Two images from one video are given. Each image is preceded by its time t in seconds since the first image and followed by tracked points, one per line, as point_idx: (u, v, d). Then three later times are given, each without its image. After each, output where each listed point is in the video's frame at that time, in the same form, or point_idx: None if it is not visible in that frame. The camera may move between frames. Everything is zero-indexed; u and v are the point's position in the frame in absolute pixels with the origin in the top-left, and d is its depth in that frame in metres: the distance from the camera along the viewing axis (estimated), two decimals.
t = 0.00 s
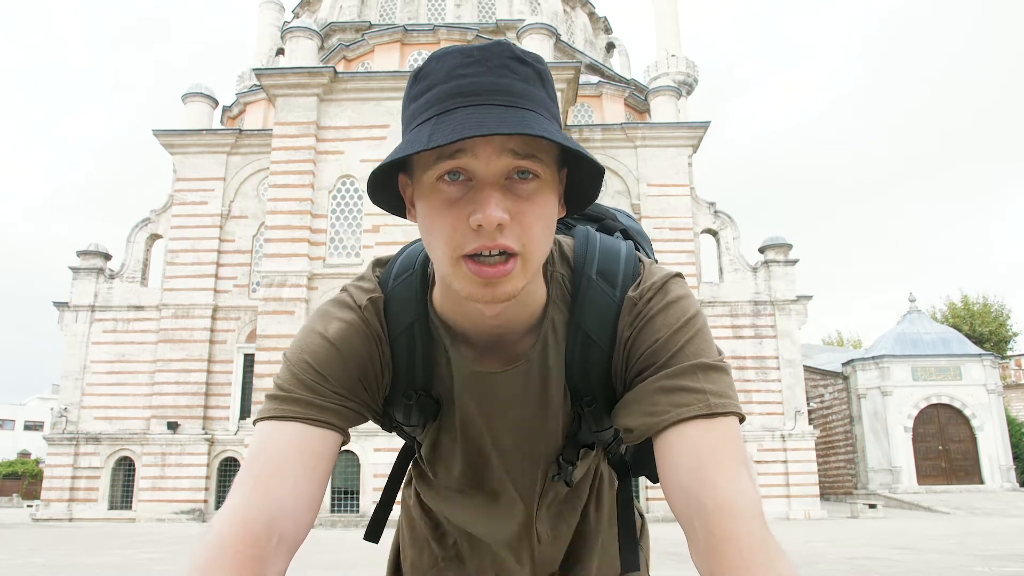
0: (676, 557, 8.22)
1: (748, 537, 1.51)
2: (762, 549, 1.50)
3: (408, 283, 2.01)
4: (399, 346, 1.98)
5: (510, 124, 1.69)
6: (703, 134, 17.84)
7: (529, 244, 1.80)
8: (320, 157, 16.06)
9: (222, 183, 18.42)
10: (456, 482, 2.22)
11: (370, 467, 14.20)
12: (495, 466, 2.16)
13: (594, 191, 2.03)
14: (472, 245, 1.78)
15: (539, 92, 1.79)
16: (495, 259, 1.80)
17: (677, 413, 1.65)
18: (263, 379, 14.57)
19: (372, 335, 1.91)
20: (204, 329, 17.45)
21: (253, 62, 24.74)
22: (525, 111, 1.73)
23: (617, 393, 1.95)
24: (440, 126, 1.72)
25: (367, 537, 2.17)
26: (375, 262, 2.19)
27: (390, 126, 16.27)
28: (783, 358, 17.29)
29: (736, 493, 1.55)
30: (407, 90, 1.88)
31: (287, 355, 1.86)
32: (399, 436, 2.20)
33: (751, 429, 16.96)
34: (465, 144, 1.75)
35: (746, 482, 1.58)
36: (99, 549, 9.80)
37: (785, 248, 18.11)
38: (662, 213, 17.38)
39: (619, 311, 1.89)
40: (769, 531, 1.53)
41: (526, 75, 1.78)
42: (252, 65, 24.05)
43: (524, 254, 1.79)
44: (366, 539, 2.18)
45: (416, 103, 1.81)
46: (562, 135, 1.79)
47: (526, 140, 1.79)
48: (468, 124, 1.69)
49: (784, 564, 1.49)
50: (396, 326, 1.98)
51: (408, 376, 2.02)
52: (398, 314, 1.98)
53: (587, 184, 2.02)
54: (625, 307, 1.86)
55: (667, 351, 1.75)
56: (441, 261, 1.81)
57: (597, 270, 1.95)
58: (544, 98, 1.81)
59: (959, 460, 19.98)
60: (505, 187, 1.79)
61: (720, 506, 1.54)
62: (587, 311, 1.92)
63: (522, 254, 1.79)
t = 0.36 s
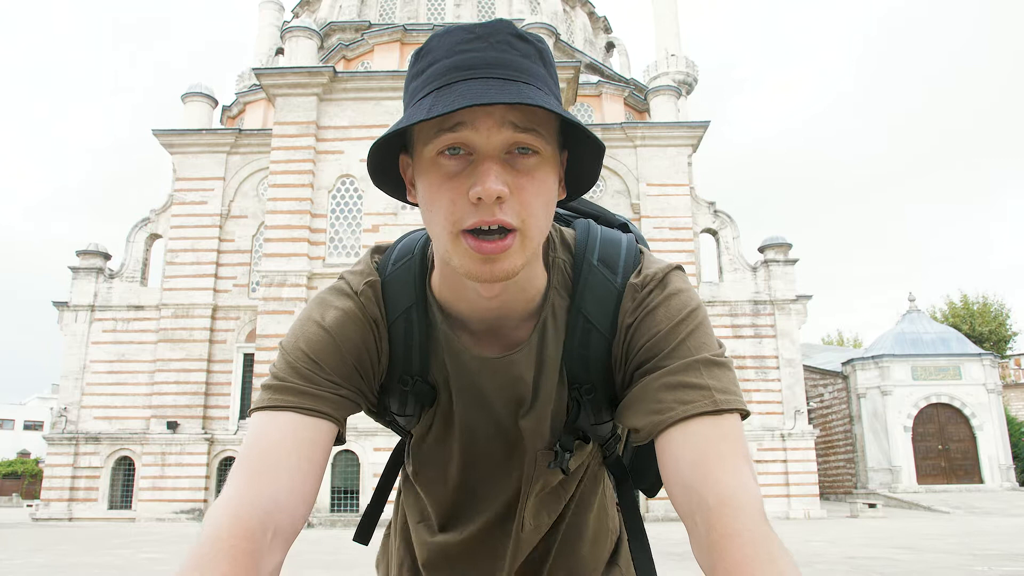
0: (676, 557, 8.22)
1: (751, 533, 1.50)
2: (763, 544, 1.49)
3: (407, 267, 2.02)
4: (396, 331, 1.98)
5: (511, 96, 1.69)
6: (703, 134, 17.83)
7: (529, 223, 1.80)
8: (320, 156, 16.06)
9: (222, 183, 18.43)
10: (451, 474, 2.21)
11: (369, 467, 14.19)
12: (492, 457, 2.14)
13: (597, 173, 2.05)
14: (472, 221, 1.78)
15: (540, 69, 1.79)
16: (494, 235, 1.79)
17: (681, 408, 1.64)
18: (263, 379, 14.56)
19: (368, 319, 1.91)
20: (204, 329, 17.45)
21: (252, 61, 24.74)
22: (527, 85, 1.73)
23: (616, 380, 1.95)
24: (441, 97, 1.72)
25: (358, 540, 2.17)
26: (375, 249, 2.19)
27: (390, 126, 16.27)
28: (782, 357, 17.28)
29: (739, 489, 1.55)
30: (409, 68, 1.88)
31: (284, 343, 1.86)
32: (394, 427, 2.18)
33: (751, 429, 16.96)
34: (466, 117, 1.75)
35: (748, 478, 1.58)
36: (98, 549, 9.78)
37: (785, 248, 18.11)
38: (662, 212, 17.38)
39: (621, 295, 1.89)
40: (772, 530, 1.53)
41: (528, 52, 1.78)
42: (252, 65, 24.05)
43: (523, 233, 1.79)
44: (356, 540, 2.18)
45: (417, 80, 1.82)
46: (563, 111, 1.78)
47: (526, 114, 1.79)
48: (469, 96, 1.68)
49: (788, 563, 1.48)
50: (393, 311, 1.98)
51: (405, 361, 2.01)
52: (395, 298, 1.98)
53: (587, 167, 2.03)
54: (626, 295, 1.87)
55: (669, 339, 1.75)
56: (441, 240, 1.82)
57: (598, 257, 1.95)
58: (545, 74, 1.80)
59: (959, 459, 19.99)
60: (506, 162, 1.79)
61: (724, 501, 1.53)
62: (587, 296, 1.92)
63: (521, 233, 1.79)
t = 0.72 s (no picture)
0: (676, 557, 8.21)
1: (745, 534, 1.50)
2: (757, 545, 1.49)
3: (395, 273, 2.01)
4: (385, 338, 1.97)
5: (490, 105, 1.69)
6: (703, 134, 17.82)
7: (515, 228, 1.79)
8: (320, 156, 16.05)
9: (222, 183, 18.42)
10: (445, 480, 2.20)
11: (369, 467, 14.20)
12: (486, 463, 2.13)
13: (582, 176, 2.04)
14: (456, 229, 1.77)
15: (519, 76, 1.79)
16: (479, 241, 1.78)
17: (672, 410, 1.64)
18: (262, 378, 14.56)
19: (357, 326, 1.90)
20: (204, 329, 17.44)
21: (253, 61, 24.73)
22: (505, 94, 1.73)
23: (608, 384, 1.94)
24: (419, 109, 1.72)
25: (354, 542, 2.16)
26: (362, 255, 2.18)
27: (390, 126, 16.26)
28: (783, 357, 17.27)
29: (731, 487, 1.55)
30: (387, 79, 1.88)
31: (274, 349, 1.86)
32: (387, 432, 2.17)
33: (751, 429, 16.95)
34: (445, 128, 1.75)
35: (741, 476, 1.57)
36: (98, 549, 9.78)
37: (785, 248, 18.11)
38: (662, 212, 17.37)
39: (609, 297, 1.88)
40: (765, 529, 1.52)
41: (506, 59, 1.78)
42: (252, 64, 24.04)
43: (508, 238, 1.78)
44: (353, 544, 2.18)
45: (397, 90, 1.82)
46: (543, 117, 1.78)
47: (505, 123, 1.78)
48: (447, 108, 1.69)
49: (783, 563, 1.48)
50: (382, 317, 1.98)
51: (396, 367, 2.00)
52: (384, 304, 1.98)
53: (572, 173, 2.04)
54: (615, 296, 1.87)
55: (657, 342, 1.75)
56: (426, 248, 1.81)
57: (587, 259, 1.95)
58: (525, 81, 1.80)
59: (959, 459, 19.98)
60: (488, 170, 1.78)
61: (716, 501, 1.53)
62: (576, 299, 1.92)
63: (506, 238, 1.78)
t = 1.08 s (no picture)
0: (676, 557, 8.21)
1: (745, 534, 1.50)
2: (758, 544, 1.49)
3: (393, 276, 2.01)
4: (384, 343, 1.98)
5: (480, 111, 1.69)
6: (703, 134, 17.82)
7: (511, 230, 1.79)
8: (320, 156, 16.05)
9: (222, 183, 18.42)
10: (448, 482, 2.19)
11: (369, 467, 14.20)
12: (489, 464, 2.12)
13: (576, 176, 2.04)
14: (453, 233, 1.77)
15: (507, 77, 1.79)
16: (477, 245, 1.78)
17: (672, 411, 1.64)
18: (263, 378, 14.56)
19: (357, 332, 1.91)
20: (204, 329, 17.44)
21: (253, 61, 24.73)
22: (495, 97, 1.73)
23: (608, 384, 1.94)
24: (409, 116, 1.72)
25: (358, 544, 2.16)
26: (361, 259, 2.18)
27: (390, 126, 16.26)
28: (783, 357, 17.27)
29: (731, 487, 1.55)
30: (376, 87, 1.88)
31: (273, 356, 1.86)
32: (388, 435, 2.19)
33: (751, 429, 16.95)
34: (436, 135, 1.75)
35: (742, 476, 1.58)
36: (99, 549, 9.78)
37: (785, 248, 18.11)
38: (662, 212, 17.37)
39: (608, 297, 1.89)
40: (767, 528, 1.52)
41: (493, 62, 1.78)
42: (252, 64, 24.04)
43: (505, 241, 1.78)
44: (357, 545, 2.17)
45: (387, 97, 1.81)
46: (533, 118, 1.78)
47: (497, 126, 1.78)
48: (437, 114, 1.68)
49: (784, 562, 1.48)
50: (381, 321, 1.98)
51: (396, 371, 2.01)
52: (382, 309, 1.98)
53: (564, 174, 2.03)
54: (613, 296, 1.87)
55: (655, 341, 1.75)
56: (424, 253, 1.81)
57: (585, 259, 1.95)
58: (514, 83, 1.80)
59: (959, 459, 19.99)
60: (483, 173, 1.79)
61: (717, 501, 1.53)
62: (575, 299, 1.92)
63: (503, 241, 1.78)
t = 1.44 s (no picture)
0: (676, 557, 8.20)
1: (750, 535, 1.49)
2: (762, 546, 1.48)
3: (407, 267, 2.02)
4: (394, 334, 1.98)
5: (519, 106, 1.69)
6: (703, 134, 17.81)
7: (535, 226, 1.80)
8: (320, 156, 16.06)
9: (222, 183, 18.42)
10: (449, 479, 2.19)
11: (369, 467, 14.20)
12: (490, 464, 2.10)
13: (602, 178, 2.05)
14: (474, 226, 1.77)
15: (547, 76, 1.79)
16: (501, 239, 1.79)
17: (680, 411, 1.65)
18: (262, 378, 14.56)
19: (365, 322, 1.90)
20: (204, 329, 17.44)
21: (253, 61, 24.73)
22: (535, 95, 1.73)
23: (618, 384, 1.94)
24: (447, 105, 1.72)
25: (357, 544, 2.16)
26: (372, 249, 2.18)
27: (390, 126, 16.26)
28: (783, 357, 17.27)
29: (734, 488, 1.55)
30: (412, 73, 1.88)
31: (276, 344, 1.86)
32: (391, 429, 2.18)
33: (751, 429, 16.95)
34: (472, 127, 1.75)
35: (746, 478, 1.58)
36: (99, 549, 9.77)
37: (785, 248, 18.11)
38: (661, 212, 17.37)
39: (622, 296, 1.89)
40: (769, 530, 1.52)
41: (536, 59, 1.78)
42: (252, 64, 24.04)
43: (529, 238, 1.79)
44: (355, 545, 2.17)
45: (423, 84, 1.82)
46: (570, 119, 1.78)
47: (534, 124, 1.78)
48: (475, 105, 1.68)
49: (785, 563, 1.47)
50: (392, 312, 1.98)
51: (405, 364, 2.01)
52: (394, 300, 1.98)
53: (592, 174, 2.04)
54: (625, 295, 1.88)
55: (669, 341, 1.75)
56: (445, 245, 1.81)
57: (600, 259, 1.95)
58: (551, 81, 1.81)
59: (959, 459, 19.98)
60: (512, 169, 1.79)
61: (720, 500, 1.54)
62: (591, 298, 1.92)
63: (526, 239, 1.79)
